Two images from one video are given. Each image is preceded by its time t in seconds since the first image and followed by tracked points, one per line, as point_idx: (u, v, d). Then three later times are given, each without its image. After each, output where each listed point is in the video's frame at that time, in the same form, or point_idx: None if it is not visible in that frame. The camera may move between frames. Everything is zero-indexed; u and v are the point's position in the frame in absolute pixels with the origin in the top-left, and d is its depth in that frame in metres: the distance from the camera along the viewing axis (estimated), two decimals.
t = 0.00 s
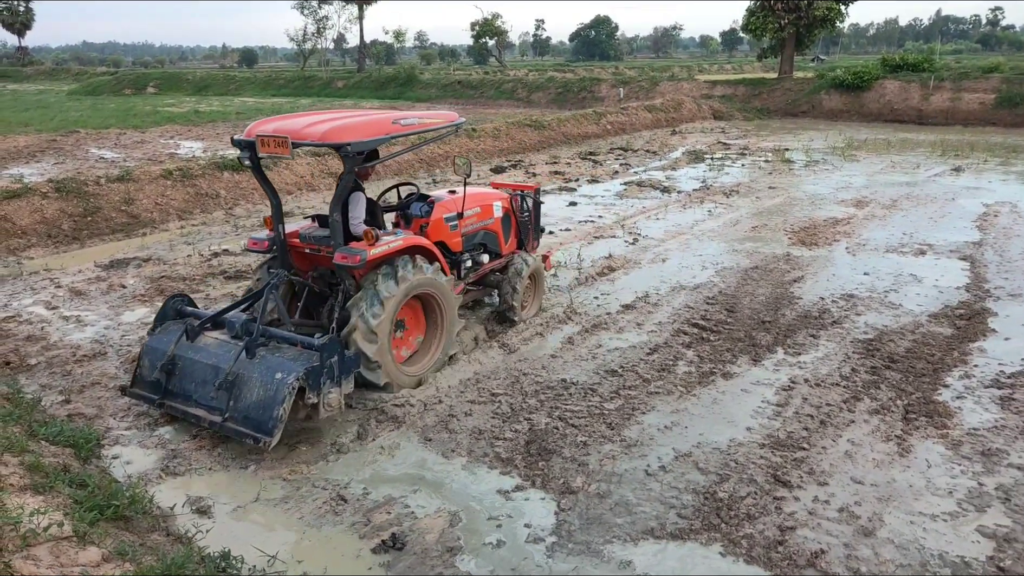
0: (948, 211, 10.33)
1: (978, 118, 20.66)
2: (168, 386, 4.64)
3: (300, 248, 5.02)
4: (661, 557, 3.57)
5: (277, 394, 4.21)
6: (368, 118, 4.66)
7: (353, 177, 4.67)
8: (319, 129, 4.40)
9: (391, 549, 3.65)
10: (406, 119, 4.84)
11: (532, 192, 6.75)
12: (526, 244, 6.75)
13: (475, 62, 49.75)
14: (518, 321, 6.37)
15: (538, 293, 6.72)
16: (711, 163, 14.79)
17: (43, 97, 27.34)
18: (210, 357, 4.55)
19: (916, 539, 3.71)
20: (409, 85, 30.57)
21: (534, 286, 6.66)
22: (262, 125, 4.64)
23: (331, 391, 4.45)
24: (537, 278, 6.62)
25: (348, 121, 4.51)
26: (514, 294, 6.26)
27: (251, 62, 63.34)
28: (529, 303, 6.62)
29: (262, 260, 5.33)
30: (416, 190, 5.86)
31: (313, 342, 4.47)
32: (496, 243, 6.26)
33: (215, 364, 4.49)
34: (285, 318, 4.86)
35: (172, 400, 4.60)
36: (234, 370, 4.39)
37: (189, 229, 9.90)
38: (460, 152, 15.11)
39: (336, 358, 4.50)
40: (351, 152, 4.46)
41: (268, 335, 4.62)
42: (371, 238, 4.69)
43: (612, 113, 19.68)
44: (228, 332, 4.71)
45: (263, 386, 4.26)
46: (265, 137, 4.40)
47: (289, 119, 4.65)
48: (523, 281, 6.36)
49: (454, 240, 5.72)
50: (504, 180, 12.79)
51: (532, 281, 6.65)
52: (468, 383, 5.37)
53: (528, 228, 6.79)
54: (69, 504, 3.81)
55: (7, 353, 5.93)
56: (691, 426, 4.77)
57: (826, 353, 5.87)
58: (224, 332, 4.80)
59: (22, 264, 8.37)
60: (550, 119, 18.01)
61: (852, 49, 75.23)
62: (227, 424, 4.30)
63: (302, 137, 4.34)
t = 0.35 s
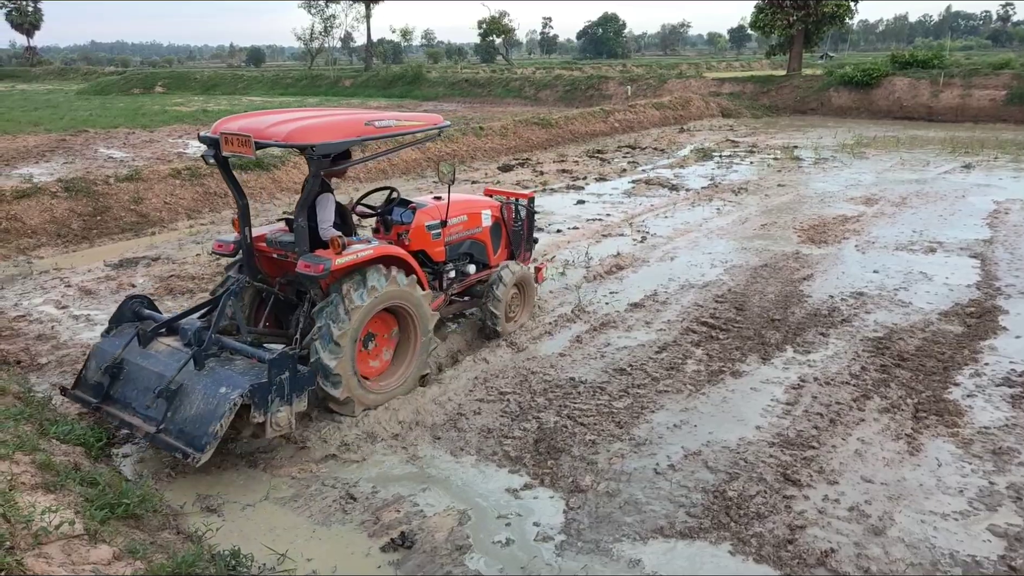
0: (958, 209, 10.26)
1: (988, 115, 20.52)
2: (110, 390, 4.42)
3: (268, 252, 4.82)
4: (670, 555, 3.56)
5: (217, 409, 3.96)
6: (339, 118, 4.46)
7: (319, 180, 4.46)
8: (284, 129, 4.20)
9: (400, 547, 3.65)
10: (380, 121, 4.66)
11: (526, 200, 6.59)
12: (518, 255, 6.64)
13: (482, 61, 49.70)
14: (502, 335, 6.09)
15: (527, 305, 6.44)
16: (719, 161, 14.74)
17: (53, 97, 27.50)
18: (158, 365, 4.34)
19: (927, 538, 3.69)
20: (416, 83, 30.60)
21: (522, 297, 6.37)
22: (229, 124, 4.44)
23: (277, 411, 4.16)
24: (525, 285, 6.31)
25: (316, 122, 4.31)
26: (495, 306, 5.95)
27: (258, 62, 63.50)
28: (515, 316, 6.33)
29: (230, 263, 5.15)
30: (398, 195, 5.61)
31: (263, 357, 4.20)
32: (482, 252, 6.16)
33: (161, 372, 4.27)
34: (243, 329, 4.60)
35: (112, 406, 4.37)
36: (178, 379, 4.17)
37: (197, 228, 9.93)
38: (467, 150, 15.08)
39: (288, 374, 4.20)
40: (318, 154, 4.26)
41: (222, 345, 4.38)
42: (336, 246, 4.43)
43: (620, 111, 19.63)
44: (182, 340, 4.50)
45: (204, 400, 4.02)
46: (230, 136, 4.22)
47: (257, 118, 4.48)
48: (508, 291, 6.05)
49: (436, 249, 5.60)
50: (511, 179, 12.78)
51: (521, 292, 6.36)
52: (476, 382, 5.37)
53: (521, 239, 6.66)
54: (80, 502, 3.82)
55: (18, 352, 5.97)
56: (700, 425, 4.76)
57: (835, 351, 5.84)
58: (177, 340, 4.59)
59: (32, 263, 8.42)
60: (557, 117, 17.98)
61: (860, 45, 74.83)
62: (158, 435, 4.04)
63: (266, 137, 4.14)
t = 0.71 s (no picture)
0: (963, 206, 10.22)
1: (993, 112, 20.44)
2: (105, 400, 4.52)
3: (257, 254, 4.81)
4: (675, 553, 3.56)
5: (202, 421, 3.97)
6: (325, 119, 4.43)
7: (306, 182, 4.43)
8: (269, 131, 4.17)
9: (405, 544, 3.66)
10: (369, 122, 4.63)
11: (525, 200, 6.53)
12: (516, 256, 6.59)
13: (486, 59, 49.65)
14: (497, 337, 5.97)
15: (525, 309, 6.32)
16: (724, 159, 14.71)
17: (58, 96, 27.54)
18: (145, 374, 4.38)
19: (932, 536, 3.68)
20: (421, 81, 30.60)
21: (520, 301, 6.25)
22: (215, 126, 4.43)
23: (265, 418, 4.15)
24: (523, 289, 6.19)
25: (302, 123, 4.28)
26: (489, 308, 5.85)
27: (263, 60, 63.60)
28: (512, 318, 6.21)
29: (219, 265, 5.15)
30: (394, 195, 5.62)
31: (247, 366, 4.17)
32: (480, 253, 6.12)
33: (148, 383, 4.31)
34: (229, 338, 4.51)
35: (110, 417, 4.46)
36: (165, 390, 4.19)
37: (202, 227, 9.95)
38: (471, 148, 15.06)
39: (273, 382, 4.18)
40: (303, 157, 4.25)
41: (208, 352, 4.39)
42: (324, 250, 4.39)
43: (624, 108, 19.59)
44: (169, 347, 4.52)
45: (190, 411, 4.04)
46: (216, 137, 4.21)
47: (244, 119, 4.47)
48: (502, 291, 5.96)
49: (431, 250, 5.56)
50: (515, 177, 12.76)
51: (518, 295, 6.24)
52: (482, 380, 5.37)
53: (519, 240, 6.61)
54: (86, 500, 3.83)
55: (24, 350, 6.00)
56: (705, 422, 4.76)
57: (840, 349, 5.83)
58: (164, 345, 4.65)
59: (37, 262, 8.45)
60: (561, 115, 17.95)
61: (865, 43, 74.66)
62: (152, 449, 4.10)
63: (251, 140, 4.12)
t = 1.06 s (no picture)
0: (962, 208, 10.25)
1: (992, 114, 20.47)
2: (106, 411, 4.48)
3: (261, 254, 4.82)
4: (673, 553, 3.57)
5: (206, 434, 3.95)
6: (330, 119, 4.43)
7: (311, 180, 4.43)
8: (274, 130, 4.17)
9: (403, 544, 3.67)
10: (373, 122, 4.62)
11: (526, 201, 6.50)
12: (517, 257, 6.57)
13: (486, 59, 49.64)
14: (497, 337, 5.98)
15: (526, 308, 6.33)
16: (723, 160, 14.73)
17: (57, 95, 27.50)
18: (147, 386, 4.35)
19: (929, 536, 3.70)
20: (421, 81, 30.60)
21: (521, 300, 6.27)
22: (219, 125, 4.43)
23: (268, 430, 4.14)
24: (524, 289, 6.22)
25: (306, 123, 4.28)
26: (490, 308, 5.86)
27: (262, 59, 63.55)
28: (513, 318, 6.22)
29: (221, 264, 5.13)
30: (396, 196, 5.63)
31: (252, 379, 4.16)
32: (481, 254, 6.09)
33: (151, 394, 4.28)
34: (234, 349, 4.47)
35: (110, 426, 4.44)
36: (168, 403, 4.17)
37: (201, 226, 9.95)
38: (471, 148, 15.07)
39: (277, 394, 4.16)
40: (308, 156, 4.24)
41: (210, 364, 4.35)
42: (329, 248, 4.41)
43: (624, 109, 19.60)
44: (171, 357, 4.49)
45: (194, 425, 4.02)
46: (220, 137, 4.21)
47: (248, 119, 4.46)
48: (504, 291, 5.98)
49: (433, 250, 5.54)
50: (515, 177, 12.78)
51: (519, 295, 6.25)
52: (481, 380, 5.38)
53: (520, 240, 6.58)
54: (84, 499, 3.83)
55: (22, 348, 5.99)
56: (703, 423, 4.76)
57: (838, 350, 5.84)
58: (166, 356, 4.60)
59: (35, 260, 8.44)
60: (561, 116, 17.96)
61: (864, 45, 74.79)
62: (153, 461, 4.08)
63: (256, 139, 4.12)
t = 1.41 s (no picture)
0: (956, 208, 10.30)
1: (986, 115, 20.55)
2: (114, 429, 4.52)
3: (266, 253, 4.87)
4: (668, 552, 3.58)
5: (216, 454, 3.99)
6: (334, 119, 4.44)
7: (317, 179, 4.41)
8: (280, 130, 4.18)
9: (399, 544, 3.66)
10: (377, 122, 4.64)
11: (526, 198, 6.55)
12: (518, 254, 6.62)
13: (483, 59, 49.63)
14: (491, 334, 5.99)
15: (525, 309, 6.35)
16: (719, 160, 14.76)
17: (50, 93, 27.36)
18: (156, 406, 4.37)
19: (922, 534, 3.72)
20: (417, 80, 30.56)
21: (522, 300, 6.30)
22: (224, 124, 4.44)
23: (278, 445, 4.18)
24: (525, 289, 6.25)
25: (311, 123, 4.29)
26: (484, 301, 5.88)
27: (258, 58, 63.42)
28: (510, 316, 6.24)
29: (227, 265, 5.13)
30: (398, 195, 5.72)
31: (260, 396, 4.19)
32: (482, 252, 6.14)
33: (161, 414, 4.31)
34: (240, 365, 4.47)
35: (117, 444, 4.46)
36: (176, 422, 4.19)
37: (195, 225, 9.92)
38: (467, 148, 15.06)
39: (285, 412, 4.21)
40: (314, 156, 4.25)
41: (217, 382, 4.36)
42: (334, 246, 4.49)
43: (620, 109, 19.62)
44: (180, 376, 4.51)
45: (203, 445, 4.05)
46: (226, 136, 4.21)
47: (253, 118, 4.47)
48: (500, 289, 5.99)
49: (434, 249, 5.61)
50: (511, 177, 12.78)
51: (520, 295, 6.28)
52: (477, 379, 5.38)
53: (521, 237, 6.63)
54: (77, 499, 3.81)
55: (15, 348, 5.97)
56: (699, 422, 4.77)
57: (833, 349, 5.86)
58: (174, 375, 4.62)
59: (29, 259, 8.41)
60: (557, 115, 17.97)
61: (858, 45, 75.06)
62: (160, 479, 4.10)
63: (261, 139, 4.14)
